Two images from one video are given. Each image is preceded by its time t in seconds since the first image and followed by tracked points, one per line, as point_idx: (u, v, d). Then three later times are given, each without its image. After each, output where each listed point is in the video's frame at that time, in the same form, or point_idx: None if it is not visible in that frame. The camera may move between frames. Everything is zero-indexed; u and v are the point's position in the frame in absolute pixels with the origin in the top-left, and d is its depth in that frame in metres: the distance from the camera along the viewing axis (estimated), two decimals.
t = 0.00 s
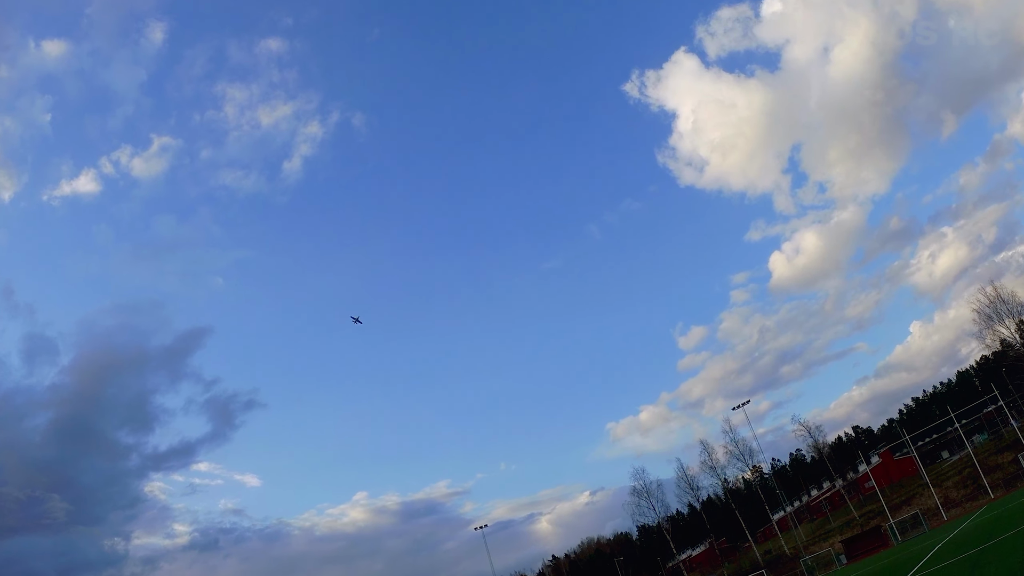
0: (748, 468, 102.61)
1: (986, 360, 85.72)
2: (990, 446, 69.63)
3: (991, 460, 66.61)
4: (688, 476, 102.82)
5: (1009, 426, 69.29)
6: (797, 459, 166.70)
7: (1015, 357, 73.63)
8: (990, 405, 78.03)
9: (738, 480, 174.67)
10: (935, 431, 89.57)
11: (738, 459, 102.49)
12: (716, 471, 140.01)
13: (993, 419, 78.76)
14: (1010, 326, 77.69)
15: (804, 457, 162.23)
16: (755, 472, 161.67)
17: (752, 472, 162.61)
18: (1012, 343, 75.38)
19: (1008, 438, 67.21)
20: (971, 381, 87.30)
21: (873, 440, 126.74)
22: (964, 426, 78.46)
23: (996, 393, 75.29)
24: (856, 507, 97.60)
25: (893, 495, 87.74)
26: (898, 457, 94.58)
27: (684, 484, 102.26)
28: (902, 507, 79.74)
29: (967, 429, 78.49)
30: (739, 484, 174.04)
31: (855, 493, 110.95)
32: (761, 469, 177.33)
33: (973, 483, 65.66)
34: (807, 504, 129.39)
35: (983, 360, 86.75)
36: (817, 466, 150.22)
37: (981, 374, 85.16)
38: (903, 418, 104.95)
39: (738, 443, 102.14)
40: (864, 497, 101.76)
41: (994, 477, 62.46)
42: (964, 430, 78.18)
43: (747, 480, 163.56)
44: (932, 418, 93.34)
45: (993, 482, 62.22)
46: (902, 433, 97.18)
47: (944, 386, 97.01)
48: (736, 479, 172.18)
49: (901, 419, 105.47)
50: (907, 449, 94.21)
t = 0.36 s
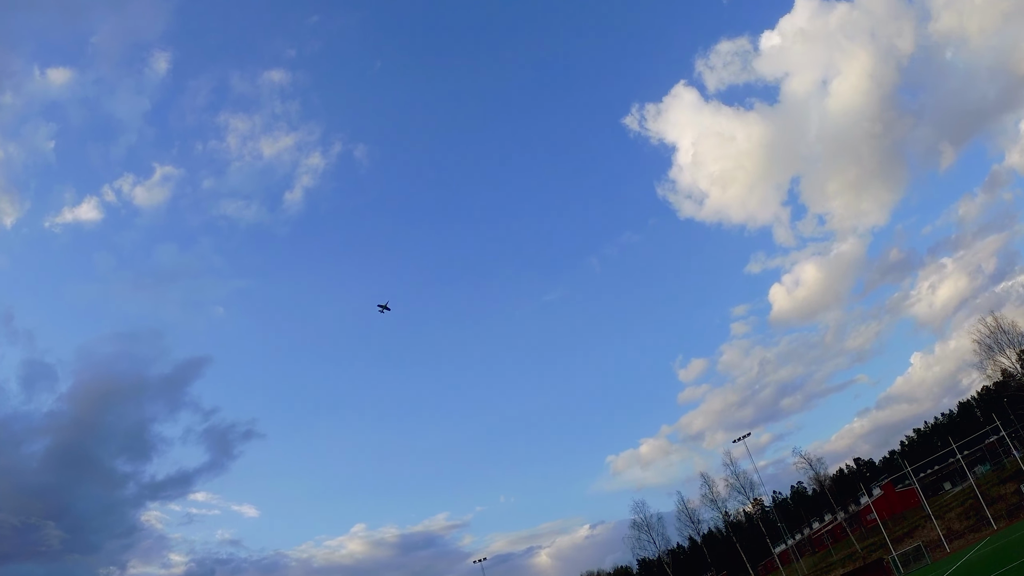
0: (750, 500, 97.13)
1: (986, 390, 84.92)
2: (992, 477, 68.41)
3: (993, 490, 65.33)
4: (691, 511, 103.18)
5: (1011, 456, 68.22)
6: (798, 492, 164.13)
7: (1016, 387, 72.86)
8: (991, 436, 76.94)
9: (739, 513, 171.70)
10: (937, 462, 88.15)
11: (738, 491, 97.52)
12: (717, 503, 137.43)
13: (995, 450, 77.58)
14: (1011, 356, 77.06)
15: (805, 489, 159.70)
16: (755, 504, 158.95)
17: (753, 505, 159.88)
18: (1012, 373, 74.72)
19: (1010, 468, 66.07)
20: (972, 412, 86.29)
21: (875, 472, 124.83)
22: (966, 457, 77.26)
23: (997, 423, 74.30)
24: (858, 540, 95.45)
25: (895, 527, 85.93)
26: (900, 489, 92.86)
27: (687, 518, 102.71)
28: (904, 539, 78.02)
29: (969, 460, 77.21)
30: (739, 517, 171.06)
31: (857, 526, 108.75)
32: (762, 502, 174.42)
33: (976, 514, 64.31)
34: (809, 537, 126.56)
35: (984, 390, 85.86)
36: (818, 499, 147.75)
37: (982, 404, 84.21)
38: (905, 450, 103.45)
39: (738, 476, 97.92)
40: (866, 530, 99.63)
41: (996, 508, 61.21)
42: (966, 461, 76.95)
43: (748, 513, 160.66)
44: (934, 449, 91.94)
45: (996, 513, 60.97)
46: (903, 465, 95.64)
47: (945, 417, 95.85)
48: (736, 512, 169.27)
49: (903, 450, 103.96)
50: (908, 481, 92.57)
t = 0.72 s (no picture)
0: (749, 533, 118.61)
1: (989, 422, 83.96)
2: (995, 509, 67.29)
3: (996, 522, 64.22)
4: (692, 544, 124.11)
5: (1014, 488, 67.15)
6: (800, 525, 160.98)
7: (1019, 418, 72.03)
8: (994, 467, 75.88)
9: (740, 547, 168.33)
10: (940, 494, 86.77)
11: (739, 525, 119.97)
12: (717, 535, 134.84)
13: (998, 482, 76.45)
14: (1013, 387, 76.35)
15: (807, 523, 156.89)
16: (756, 537, 156.03)
17: (754, 538, 156.87)
18: (1014, 404, 74.06)
19: (1012, 500, 65.08)
20: (974, 444, 85.28)
21: (877, 505, 122.81)
22: (969, 488, 76.05)
23: (999, 454, 73.38)
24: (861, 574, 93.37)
25: (898, 560, 84.12)
26: (903, 521, 91.24)
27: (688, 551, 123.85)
28: (907, 572, 76.30)
29: (972, 491, 76.03)
30: (740, 551, 167.73)
31: (860, 559, 106.59)
32: (763, 535, 171.15)
33: (979, 546, 63.01)
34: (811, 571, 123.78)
35: (986, 422, 84.92)
36: (821, 532, 144.87)
37: (984, 436, 83.21)
38: (907, 482, 101.87)
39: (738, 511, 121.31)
40: (869, 564, 97.54)
41: (1000, 540, 60.00)
42: (968, 493, 75.72)
43: (749, 546, 157.57)
44: (936, 481, 90.53)
45: (999, 545, 59.74)
46: (906, 497, 94.08)
47: (947, 449, 94.65)
48: (737, 545, 165.99)
49: (906, 482, 102.41)
50: (911, 513, 90.90)
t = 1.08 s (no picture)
0: (751, 562, 105.48)
1: (991, 447, 83.45)
2: (998, 534, 66.53)
3: (1000, 548, 63.48)
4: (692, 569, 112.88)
5: (1018, 513, 66.56)
6: (802, 552, 158.77)
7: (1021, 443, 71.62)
8: (997, 492, 75.22)
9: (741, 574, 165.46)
10: (943, 520, 85.79)
11: (740, 552, 106.69)
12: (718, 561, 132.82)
13: (1001, 507, 75.69)
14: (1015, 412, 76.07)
15: (809, 550, 154.61)
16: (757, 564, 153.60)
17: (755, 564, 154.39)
18: (1016, 429, 73.69)
19: (1016, 525, 64.45)
20: (977, 469, 84.54)
21: (880, 531, 121.25)
22: (972, 514, 75.33)
23: (1002, 479, 72.79)
24: None
25: None
26: (906, 547, 90.03)
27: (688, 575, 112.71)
28: None
29: (975, 517, 75.27)
30: None
31: None
32: (764, 563, 168.43)
33: (982, 572, 62.23)
34: None
35: (989, 447, 84.30)
36: (823, 559, 142.87)
37: (986, 461, 82.54)
38: (910, 508, 100.71)
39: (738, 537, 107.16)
40: None
41: (1003, 566, 59.29)
42: (971, 519, 74.97)
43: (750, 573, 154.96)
44: (939, 507, 89.55)
45: (1002, 571, 58.99)
46: (909, 523, 92.98)
47: (950, 475, 93.86)
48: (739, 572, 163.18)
49: (908, 508, 101.27)
50: (914, 539, 89.72)
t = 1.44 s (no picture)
0: None
1: (994, 462, 83.20)
2: (1002, 550, 66.20)
3: (1003, 563, 63.17)
4: None
5: (1021, 529, 66.34)
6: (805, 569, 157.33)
7: None
8: (1000, 508, 74.94)
9: None
10: (946, 536, 85.30)
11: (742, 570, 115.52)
12: None
13: (1005, 523, 75.32)
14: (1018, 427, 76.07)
15: (811, 567, 153.25)
16: None
17: None
18: (1019, 444, 73.45)
19: (1019, 540, 64.22)
20: (981, 485, 84.16)
21: (883, 548, 120.36)
22: (975, 530, 74.97)
23: (1005, 494, 72.54)
24: None
25: None
26: (909, 563, 89.50)
27: None
28: None
29: (979, 532, 74.95)
30: None
31: None
32: None
33: None
34: None
35: (992, 462, 84.00)
36: None
37: (990, 476, 82.33)
38: (914, 524, 100.10)
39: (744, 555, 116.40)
40: None
41: None
42: (975, 535, 74.61)
43: None
44: (943, 523, 89.06)
45: None
46: (912, 539, 92.42)
47: (953, 491, 93.47)
48: None
49: (912, 524, 100.69)
50: (917, 555, 89.10)
